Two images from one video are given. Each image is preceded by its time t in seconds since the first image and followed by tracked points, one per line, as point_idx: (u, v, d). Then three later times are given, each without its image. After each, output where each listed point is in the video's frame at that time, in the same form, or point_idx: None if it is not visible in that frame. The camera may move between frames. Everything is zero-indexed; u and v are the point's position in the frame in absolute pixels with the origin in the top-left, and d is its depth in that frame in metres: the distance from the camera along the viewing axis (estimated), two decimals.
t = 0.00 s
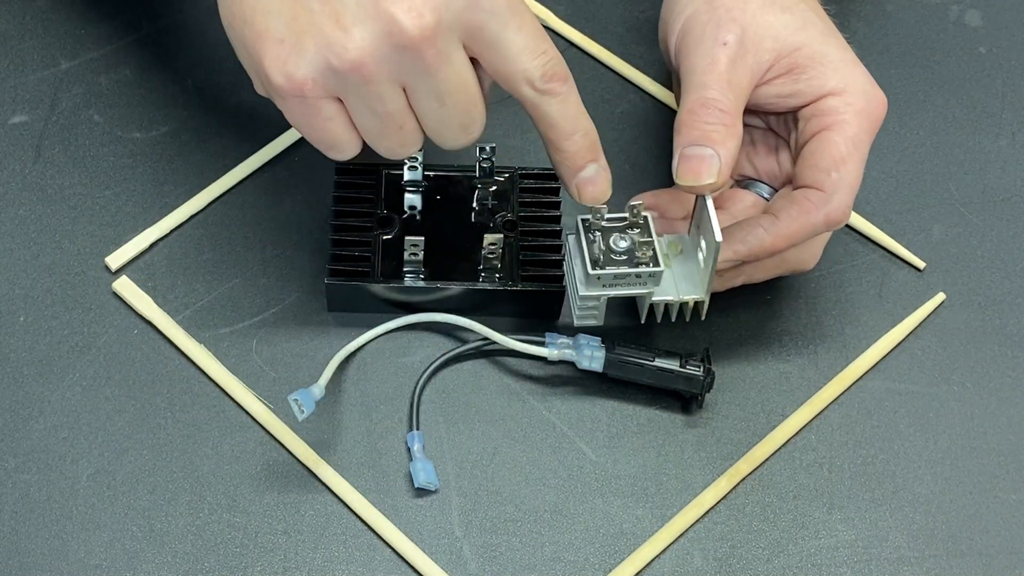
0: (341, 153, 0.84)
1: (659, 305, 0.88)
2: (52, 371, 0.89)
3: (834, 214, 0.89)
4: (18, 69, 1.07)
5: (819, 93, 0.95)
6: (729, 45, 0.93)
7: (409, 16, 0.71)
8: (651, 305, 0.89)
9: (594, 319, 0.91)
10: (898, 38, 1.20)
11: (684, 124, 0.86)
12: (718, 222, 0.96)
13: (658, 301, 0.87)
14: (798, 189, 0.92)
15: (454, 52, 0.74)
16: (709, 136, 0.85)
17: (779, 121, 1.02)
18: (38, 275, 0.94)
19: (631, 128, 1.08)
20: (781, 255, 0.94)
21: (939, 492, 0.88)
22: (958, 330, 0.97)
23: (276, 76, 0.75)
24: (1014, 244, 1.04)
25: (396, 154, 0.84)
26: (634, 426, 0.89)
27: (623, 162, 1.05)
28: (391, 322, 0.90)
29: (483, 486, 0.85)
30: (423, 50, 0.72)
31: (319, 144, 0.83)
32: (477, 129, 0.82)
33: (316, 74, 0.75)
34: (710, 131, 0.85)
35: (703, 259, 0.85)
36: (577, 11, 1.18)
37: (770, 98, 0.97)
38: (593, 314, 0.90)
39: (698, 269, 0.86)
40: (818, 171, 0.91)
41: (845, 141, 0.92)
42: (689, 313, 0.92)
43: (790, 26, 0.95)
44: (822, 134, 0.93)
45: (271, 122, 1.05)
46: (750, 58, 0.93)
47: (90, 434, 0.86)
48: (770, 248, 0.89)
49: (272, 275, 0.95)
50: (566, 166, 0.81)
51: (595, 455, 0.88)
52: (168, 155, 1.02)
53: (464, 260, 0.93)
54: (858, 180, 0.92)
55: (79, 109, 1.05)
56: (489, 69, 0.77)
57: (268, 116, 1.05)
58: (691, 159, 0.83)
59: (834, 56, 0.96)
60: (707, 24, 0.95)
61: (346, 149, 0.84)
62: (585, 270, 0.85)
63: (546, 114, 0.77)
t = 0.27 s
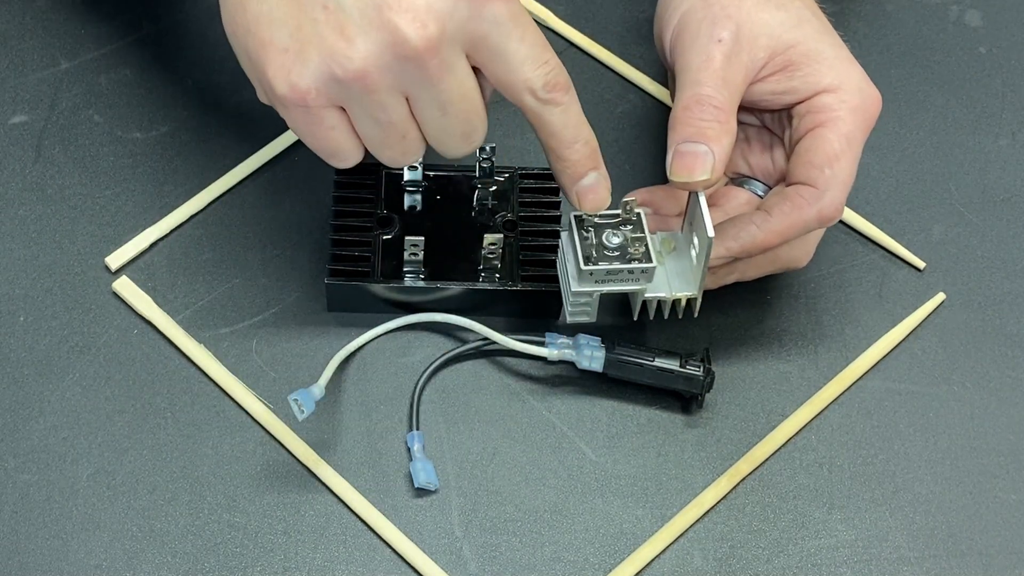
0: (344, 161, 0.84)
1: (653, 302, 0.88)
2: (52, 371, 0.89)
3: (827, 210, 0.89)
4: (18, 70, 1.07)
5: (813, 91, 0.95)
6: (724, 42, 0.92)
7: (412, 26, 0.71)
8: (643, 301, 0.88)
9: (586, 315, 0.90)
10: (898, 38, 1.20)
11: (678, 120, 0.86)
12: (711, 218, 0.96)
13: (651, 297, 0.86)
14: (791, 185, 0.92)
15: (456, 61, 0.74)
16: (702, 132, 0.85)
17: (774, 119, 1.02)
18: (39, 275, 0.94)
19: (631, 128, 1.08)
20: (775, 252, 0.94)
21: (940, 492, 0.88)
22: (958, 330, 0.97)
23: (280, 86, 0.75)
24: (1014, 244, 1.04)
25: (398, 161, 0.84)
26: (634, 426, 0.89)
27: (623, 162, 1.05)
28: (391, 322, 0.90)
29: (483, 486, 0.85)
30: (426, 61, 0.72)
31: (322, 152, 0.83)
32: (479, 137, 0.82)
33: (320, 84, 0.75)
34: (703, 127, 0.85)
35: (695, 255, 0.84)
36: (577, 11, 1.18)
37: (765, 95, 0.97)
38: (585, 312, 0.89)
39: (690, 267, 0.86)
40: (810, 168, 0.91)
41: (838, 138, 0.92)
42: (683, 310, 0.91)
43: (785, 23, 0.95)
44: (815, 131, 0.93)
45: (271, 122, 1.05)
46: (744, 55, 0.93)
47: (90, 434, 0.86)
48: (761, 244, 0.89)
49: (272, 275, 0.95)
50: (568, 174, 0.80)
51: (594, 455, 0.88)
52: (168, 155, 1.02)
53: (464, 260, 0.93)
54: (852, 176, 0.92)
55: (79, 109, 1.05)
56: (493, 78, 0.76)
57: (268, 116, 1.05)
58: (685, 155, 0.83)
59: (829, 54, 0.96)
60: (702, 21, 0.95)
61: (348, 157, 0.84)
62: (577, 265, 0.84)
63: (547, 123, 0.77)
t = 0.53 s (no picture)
0: (344, 163, 0.84)
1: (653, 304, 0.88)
2: (52, 371, 0.89)
3: (826, 211, 0.89)
4: (18, 70, 1.07)
5: (812, 92, 0.95)
6: (723, 43, 0.92)
7: (413, 30, 0.71)
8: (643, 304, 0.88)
9: (588, 319, 0.89)
10: (898, 38, 1.20)
11: (676, 121, 0.86)
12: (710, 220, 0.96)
13: (652, 300, 0.86)
14: (790, 187, 0.92)
15: (457, 65, 0.74)
16: (700, 133, 0.84)
17: (774, 121, 1.02)
18: (39, 275, 0.94)
19: (631, 128, 1.08)
20: (774, 254, 0.94)
21: (940, 492, 0.88)
22: (958, 330, 0.97)
23: (281, 89, 0.75)
24: (1014, 244, 1.04)
25: (399, 164, 0.84)
26: (634, 426, 0.89)
27: (623, 162, 1.05)
28: (391, 322, 0.90)
29: (483, 486, 0.85)
30: (427, 64, 0.72)
31: (323, 154, 0.83)
32: (479, 140, 0.82)
33: (322, 87, 0.75)
34: (701, 129, 0.85)
35: (695, 257, 0.84)
36: (577, 11, 1.18)
37: (764, 96, 0.97)
38: (586, 316, 0.89)
39: (690, 268, 0.86)
40: (810, 169, 0.91)
41: (837, 139, 0.92)
42: (684, 312, 0.91)
43: (784, 24, 0.95)
44: (815, 132, 0.93)
45: (271, 122, 1.05)
46: (743, 56, 0.93)
47: (90, 434, 0.86)
48: (761, 246, 0.89)
49: (272, 275, 0.95)
50: (566, 179, 0.81)
51: (594, 455, 0.88)
52: (168, 155, 1.02)
53: (464, 260, 0.93)
54: (851, 177, 0.92)
55: (79, 109, 1.05)
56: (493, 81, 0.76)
57: (268, 116, 1.05)
58: (683, 156, 0.83)
59: (828, 55, 0.96)
60: (701, 23, 0.95)
61: (349, 159, 0.84)
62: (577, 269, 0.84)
63: (547, 127, 0.77)
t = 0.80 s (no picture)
0: (348, 165, 0.84)
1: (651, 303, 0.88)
2: (52, 371, 0.89)
3: (825, 211, 0.89)
4: (19, 70, 1.07)
5: (810, 92, 0.95)
6: (720, 44, 0.93)
7: (412, 30, 0.71)
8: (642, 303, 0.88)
9: (586, 318, 0.90)
10: (898, 38, 1.20)
11: (674, 122, 0.86)
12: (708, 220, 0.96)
13: (649, 299, 0.86)
14: (789, 186, 0.92)
15: (458, 65, 0.74)
16: (698, 133, 0.84)
17: (772, 120, 1.02)
18: (39, 275, 0.94)
19: (631, 128, 1.08)
20: (773, 254, 0.94)
21: (940, 492, 0.88)
22: (958, 330, 0.97)
23: (283, 91, 0.75)
24: (1014, 244, 1.04)
25: (402, 164, 0.84)
26: (634, 426, 0.89)
27: (623, 162, 1.05)
28: (391, 322, 0.90)
29: (484, 486, 0.85)
30: (427, 64, 0.72)
31: (326, 156, 0.83)
32: (482, 140, 0.82)
33: (323, 88, 0.75)
34: (700, 129, 0.85)
35: (693, 257, 0.84)
36: (577, 11, 1.18)
37: (762, 96, 0.97)
38: (584, 314, 0.89)
39: (689, 267, 0.86)
40: (808, 168, 0.91)
41: (835, 139, 0.92)
42: (682, 311, 0.91)
43: (782, 24, 0.95)
44: (813, 132, 0.93)
45: (271, 122, 1.05)
46: (741, 56, 0.93)
47: (90, 434, 0.86)
48: (760, 246, 0.89)
49: (272, 275, 0.95)
50: (568, 178, 0.81)
51: (594, 455, 0.88)
52: (168, 155, 1.02)
53: (464, 260, 0.93)
54: (849, 177, 0.92)
55: (79, 109, 1.05)
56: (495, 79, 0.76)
57: (268, 116, 1.05)
58: (681, 156, 0.83)
59: (826, 55, 0.96)
60: (699, 23, 0.95)
61: (353, 161, 0.84)
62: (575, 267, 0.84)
63: (549, 127, 0.77)
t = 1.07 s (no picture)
0: (338, 160, 0.84)
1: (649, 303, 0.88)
2: (52, 371, 0.89)
3: (824, 211, 0.89)
4: (18, 70, 1.07)
5: (810, 91, 0.95)
6: (720, 43, 0.93)
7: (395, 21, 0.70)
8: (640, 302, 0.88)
9: (585, 317, 0.89)
10: (898, 38, 1.20)
11: (673, 120, 0.86)
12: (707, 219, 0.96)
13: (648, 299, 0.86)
14: (788, 187, 0.92)
15: (444, 56, 0.73)
16: (697, 133, 0.84)
17: (771, 120, 1.02)
18: (39, 275, 0.94)
19: (631, 128, 1.08)
20: (772, 254, 0.94)
21: (940, 492, 0.88)
22: (958, 330, 0.97)
23: (269, 86, 0.75)
24: (1014, 244, 1.04)
25: (393, 158, 0.83)
26: (634, 426, 0.89)
27: (623, 162, 1.05)
28: (391, 322, 0.90)
29: (483, 486, 0.85)
30: (412, 56, 0.72)
31: (316, 152, 0.83)
32: (473, 133, 0.81)
33: (309, 82, 0.75)
34: (698, 128, 0.85)
35: (692, 257, 0.84)
36: (578, 12, 1.18)
37: (761, 96, 0.97)
38: (584, 313, 0.88)
39: (688, 266, 0.86)
40: (807, 169, 0.91)
41: (834, 139, 0.92)
42: (681, 311, 0.91)
43: (781, 23, 0.95)
44: (812, 132, 0.93)
45: (271, 123, 1.05)
46: (741, 55, 0.93)
47: (90, 434, 0.86)
48: (759, 246, 0.89)
49: (272, 275, 0.95)
50: (549, 170, 0.81)
51: (594, 455, 0.88)
52: (168, 155, 1.02)
53: (464, 260, 0.93)
54: (849, 177, 0.92)
55: (80, 109, 1.05)
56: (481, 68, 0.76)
57: (268, 117, 1.05)
58: (680, 156, 0.83)
59: (826, 55, 0.96)
60: (699, 23, 0.95)
61: (343, 156, 0.84)
62: (574, 266, 0.84)
63: (535, 121, 0.77)
